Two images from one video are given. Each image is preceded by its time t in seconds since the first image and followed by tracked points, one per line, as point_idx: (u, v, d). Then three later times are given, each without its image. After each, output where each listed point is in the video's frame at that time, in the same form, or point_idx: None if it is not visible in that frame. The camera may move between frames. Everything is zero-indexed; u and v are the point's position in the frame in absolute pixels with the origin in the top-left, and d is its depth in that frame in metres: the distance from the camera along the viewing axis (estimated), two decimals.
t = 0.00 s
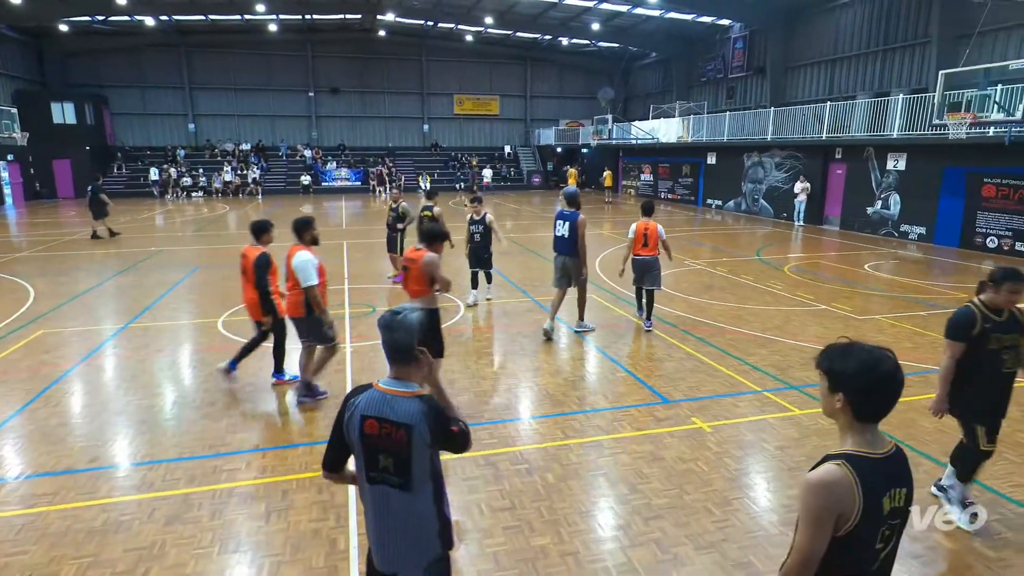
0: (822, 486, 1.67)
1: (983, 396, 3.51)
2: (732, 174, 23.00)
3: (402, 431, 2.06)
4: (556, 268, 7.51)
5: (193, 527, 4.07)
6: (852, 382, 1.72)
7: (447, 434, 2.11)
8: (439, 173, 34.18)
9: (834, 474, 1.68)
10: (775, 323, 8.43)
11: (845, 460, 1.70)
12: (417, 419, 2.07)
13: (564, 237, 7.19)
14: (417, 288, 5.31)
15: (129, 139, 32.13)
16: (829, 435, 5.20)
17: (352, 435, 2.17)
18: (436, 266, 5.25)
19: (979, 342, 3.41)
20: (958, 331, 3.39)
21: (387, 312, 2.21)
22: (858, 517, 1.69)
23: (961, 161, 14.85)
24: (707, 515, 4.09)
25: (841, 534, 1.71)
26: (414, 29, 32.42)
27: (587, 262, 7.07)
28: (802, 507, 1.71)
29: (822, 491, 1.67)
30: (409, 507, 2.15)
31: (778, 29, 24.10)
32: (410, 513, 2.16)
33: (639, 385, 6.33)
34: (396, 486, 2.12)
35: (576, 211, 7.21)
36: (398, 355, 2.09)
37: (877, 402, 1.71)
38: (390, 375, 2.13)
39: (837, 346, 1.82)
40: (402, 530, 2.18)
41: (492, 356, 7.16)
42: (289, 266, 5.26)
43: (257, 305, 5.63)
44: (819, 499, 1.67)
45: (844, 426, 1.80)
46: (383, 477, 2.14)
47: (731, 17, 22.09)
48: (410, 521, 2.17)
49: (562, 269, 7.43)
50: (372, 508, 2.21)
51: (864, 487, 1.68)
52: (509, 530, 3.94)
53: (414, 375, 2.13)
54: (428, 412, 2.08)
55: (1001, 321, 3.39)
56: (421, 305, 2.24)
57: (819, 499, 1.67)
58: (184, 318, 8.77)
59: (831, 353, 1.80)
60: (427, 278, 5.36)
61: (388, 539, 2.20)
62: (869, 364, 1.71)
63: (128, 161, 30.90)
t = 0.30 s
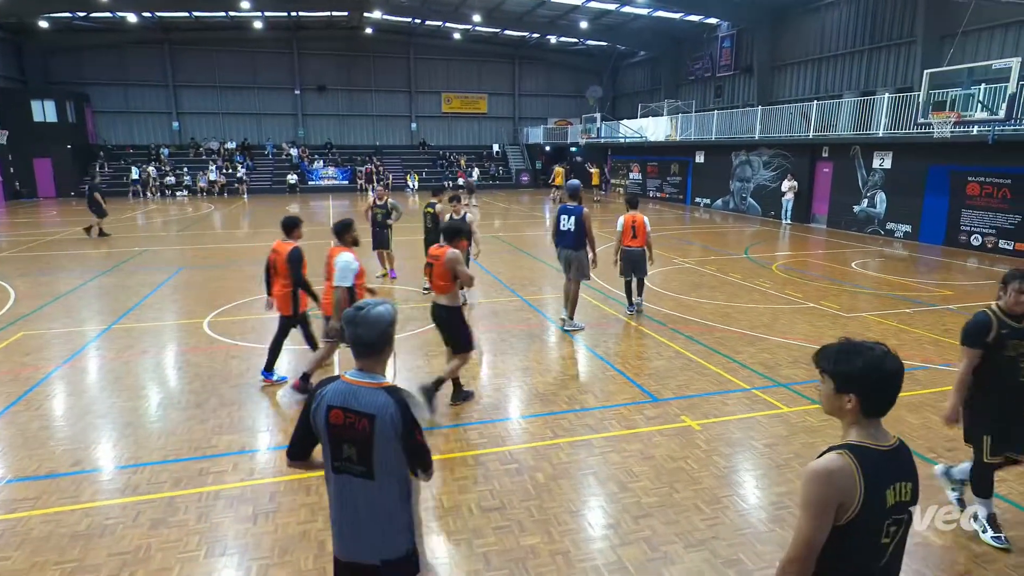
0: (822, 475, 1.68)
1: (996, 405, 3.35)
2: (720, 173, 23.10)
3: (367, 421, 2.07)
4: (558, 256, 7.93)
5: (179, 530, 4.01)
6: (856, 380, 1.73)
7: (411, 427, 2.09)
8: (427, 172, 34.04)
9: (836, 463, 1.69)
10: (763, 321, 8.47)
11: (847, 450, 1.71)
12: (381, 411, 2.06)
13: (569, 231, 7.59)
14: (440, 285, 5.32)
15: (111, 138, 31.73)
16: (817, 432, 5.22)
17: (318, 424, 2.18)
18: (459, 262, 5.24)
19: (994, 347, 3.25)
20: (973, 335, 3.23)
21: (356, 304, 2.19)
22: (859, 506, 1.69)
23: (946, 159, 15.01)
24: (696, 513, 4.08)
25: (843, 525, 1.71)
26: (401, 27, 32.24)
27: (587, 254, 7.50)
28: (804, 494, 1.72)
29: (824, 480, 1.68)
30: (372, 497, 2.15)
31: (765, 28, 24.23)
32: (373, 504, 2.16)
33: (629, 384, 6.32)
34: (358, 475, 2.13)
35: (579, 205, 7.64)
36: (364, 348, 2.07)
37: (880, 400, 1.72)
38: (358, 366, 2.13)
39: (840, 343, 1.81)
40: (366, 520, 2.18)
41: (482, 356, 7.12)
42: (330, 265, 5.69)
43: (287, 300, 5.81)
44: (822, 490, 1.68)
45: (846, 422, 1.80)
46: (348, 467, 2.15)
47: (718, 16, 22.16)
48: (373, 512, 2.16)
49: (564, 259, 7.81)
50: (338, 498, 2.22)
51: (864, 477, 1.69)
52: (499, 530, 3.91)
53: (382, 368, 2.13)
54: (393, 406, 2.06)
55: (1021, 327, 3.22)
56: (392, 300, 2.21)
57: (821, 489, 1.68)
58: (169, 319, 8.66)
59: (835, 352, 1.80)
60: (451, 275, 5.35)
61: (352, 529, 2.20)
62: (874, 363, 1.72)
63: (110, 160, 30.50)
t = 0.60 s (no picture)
0: (820, 463, 1.69)
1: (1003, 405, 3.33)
2: (714, 173, 23.16)
3: (347, 416, 2.07)
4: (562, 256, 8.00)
5: (172, 532, 3.98)
6: (857, 375, 1.74)
7: (391, 423, 2.08)
8: (421, 171, 33.98)
9: (833, 452, 1.70)
10: (757, 320, 8.49)
11: (844, 441, 1.73)
12: (362, 405, 2.06)
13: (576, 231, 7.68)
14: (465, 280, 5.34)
15: (103, 137, 31.53)
16: (812, 431, 5.23)
17: (301, 421, 2.18)
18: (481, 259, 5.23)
19: (1010, 346, 3.16)
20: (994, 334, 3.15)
21: (339, 302, 2.19)
22: (854, 497, 1.70)
23: (939, 159, 15.08)
24: (692, 512, 4.08)
25: (836, 516, 1.72)
26: (395, 26, 32.17)
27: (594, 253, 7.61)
28: (800, 483, 1.73)
29: (821, 468, 1.69)
30: (352, 492, 2.14)
31: (759, 28, 24.31)
32: (352, 500, 2.15)
33: (624, 384, 6.31)
34: (340, 472, 2.13)
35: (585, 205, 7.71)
36: (346, 344, 2.08)
37: (878, 397, 1.73)
38: (340, 363, 2.13)
39: (843, 340, 1.82)
40: (345, 517, 2.16)
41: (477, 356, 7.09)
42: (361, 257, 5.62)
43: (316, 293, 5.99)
44: (820, 478, 1.69)
45: (847, 420, 1.80)
46: (330, 463, 2.14)
47: (713, 16, 22.22)
48: (353, 508, 2.15)
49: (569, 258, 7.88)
50: (318, 496, 2.21)
51: (861, 468, 1.69)
52: (495, 531, 3.90)
53: (365, 365, 2.13)
54: (374, 401, 2.06)
55: None
56: (375, 298, 2.21)
57: (819, 477, 1.69)
58: (162, 319, 8.61)
59: (839, 349, 1.80)
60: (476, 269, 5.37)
61: (331, 527, 2.18)
62: (876, 360, 1.73)
63: (102, 159, 30.31)
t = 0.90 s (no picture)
0: (795, 481, 1.67)
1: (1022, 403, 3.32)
2: (712, 172, 23.19)
3: (336, 412, 2.07)
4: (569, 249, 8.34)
5: (169, 533, 3.96)
6: (829, 384, 1.71)
7: (381, 423, 2.07)
8: (419, 171, 33.95)
9: (808, 469, 1.67)
10: (755, 319, 8.49)
11: (818, 455, 1.70)
12: (350, 402, 2.05)
13: (581, 226, 7.99)
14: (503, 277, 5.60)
15: (100, 137, 31.47)
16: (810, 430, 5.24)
17: (292, 416, 2.19)
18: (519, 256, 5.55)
19: None
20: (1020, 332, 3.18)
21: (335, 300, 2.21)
22: (831, 513, 1.67)
23: (936, 158, 15.12)
24: (690, 512, 4.08)
25: (814, 533, 1.70)
26: (393, 26, 32.12)
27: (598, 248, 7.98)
28: (775, 502, 1.71)
29: (796, 487, 1.66)
30: (340, 491, 2.14)
31: (756, 28, 24.34)
32: (341, 497, 2.15)
33: (621, 384, 6.30)
34: (328, 468, 2.13)
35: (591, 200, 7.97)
36: (339, 340, 2.08)
37: (850, 406, 1.71)
38: (333, 360, 2.14)
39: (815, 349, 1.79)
40: (333, 513, 2.17)
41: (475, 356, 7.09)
42: (399, 257, 5.88)
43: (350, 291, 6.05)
44: (795, 494, 1.66)
45: (821, 431, 1.78)
46: (319, 459, 2.15)
47: (710, 16, 22.24)
48: (341, 506, 2.15)
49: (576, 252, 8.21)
50: (309, 491, 2.21)
51: (837, 484, 1.67)
52: (493, 531, 3.89)
53: (357, 362, 2.13)
54: (363, 398, 2.06)
55: None
56: (371, 297, 2.22)
57: (794, 493, 1.66)
58: (159, 319, 8.59)
59: (812, 356, 1.77)
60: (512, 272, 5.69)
61: (320, 523, 2.19)
62: (847, 369, 1.71)
63: (98, 159, 30.23)
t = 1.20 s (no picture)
0: (766, 516, 1.63)
1: None
2: (713, 172, 23.18)
3: (332, 411, 2.07)
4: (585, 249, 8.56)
5: (171, 532, 3.97)
6: (787, 405, 1.69)
7: (375, 426, 2.05)
8: (420, 171, 33.97)
9: (778, 501, 1.63)
10: (756, 319, 8.49)
11: (788, 484, 1.66)
12: (345, 403, 2.04)
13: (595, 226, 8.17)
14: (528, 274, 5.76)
15: (102, 137, 31.53)
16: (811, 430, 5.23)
17: (294, 412, 2.21)
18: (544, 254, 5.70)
19: None
20: None
21: (337, 299, 2.21)
22: (808, 542, 1.65)
23: (939, 158, 15.09)
24: (691, 512, 4.08)
25: (790, 565, 1.67)
26: (395, 26, 32.14)
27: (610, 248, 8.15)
28: (750, 540, 1.66)
29: (769, 522, 1.62)
30: (336, 490, 2.15)
31: (757, 28, 24.34)
32: (337, 497, 2.16)
33: (622, 384, 6.30)
34: (326, 465, 2.14)
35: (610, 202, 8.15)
36: (337, 340, 2.07)
37: (812, 424, 1.69)
38: (332, 359, 2.14)
39: (766, 367, 1.77)
40: (330, 510, 2.18)
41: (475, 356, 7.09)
42: (428, 252, 6.05)
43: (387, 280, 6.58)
44: (766, 530, 1.63)
45: (780, 451, 1.77)
46: (318, 457, 2.16)
47: (712, 16, 22.23)
48: (337, 504, 2.17)
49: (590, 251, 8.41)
50: (310, 488, 2.24)
51: (808, 511, 1.64)
52: (494, 530, 3.90)
53: (356, 362, 2.13)
54: (357, 399, 2.04)
55: None
56: (371, 297, 2.22)
57: (766, 529, 1.62)
58: (161, 319, 8.61)
59: (767, 376, 1.74)
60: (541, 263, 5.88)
61: (318, 519, 2.22)
62: (803, 385, 1.69)
63: (100, 159, 30.27)
